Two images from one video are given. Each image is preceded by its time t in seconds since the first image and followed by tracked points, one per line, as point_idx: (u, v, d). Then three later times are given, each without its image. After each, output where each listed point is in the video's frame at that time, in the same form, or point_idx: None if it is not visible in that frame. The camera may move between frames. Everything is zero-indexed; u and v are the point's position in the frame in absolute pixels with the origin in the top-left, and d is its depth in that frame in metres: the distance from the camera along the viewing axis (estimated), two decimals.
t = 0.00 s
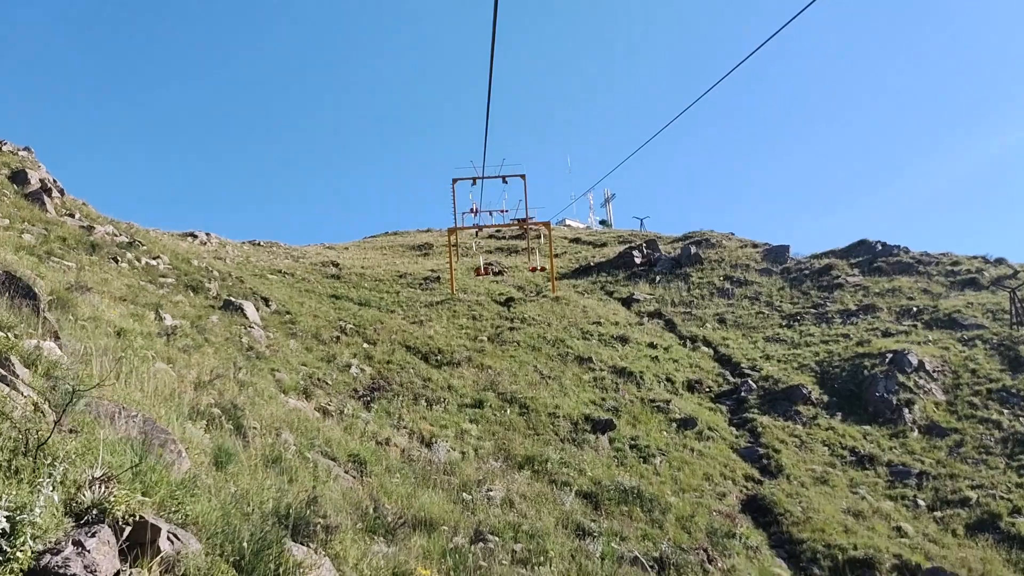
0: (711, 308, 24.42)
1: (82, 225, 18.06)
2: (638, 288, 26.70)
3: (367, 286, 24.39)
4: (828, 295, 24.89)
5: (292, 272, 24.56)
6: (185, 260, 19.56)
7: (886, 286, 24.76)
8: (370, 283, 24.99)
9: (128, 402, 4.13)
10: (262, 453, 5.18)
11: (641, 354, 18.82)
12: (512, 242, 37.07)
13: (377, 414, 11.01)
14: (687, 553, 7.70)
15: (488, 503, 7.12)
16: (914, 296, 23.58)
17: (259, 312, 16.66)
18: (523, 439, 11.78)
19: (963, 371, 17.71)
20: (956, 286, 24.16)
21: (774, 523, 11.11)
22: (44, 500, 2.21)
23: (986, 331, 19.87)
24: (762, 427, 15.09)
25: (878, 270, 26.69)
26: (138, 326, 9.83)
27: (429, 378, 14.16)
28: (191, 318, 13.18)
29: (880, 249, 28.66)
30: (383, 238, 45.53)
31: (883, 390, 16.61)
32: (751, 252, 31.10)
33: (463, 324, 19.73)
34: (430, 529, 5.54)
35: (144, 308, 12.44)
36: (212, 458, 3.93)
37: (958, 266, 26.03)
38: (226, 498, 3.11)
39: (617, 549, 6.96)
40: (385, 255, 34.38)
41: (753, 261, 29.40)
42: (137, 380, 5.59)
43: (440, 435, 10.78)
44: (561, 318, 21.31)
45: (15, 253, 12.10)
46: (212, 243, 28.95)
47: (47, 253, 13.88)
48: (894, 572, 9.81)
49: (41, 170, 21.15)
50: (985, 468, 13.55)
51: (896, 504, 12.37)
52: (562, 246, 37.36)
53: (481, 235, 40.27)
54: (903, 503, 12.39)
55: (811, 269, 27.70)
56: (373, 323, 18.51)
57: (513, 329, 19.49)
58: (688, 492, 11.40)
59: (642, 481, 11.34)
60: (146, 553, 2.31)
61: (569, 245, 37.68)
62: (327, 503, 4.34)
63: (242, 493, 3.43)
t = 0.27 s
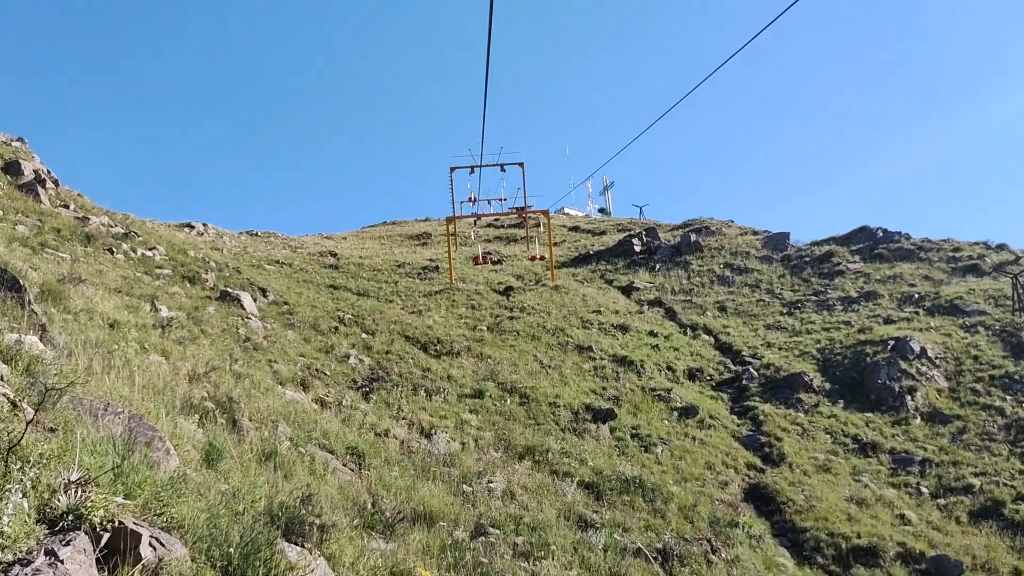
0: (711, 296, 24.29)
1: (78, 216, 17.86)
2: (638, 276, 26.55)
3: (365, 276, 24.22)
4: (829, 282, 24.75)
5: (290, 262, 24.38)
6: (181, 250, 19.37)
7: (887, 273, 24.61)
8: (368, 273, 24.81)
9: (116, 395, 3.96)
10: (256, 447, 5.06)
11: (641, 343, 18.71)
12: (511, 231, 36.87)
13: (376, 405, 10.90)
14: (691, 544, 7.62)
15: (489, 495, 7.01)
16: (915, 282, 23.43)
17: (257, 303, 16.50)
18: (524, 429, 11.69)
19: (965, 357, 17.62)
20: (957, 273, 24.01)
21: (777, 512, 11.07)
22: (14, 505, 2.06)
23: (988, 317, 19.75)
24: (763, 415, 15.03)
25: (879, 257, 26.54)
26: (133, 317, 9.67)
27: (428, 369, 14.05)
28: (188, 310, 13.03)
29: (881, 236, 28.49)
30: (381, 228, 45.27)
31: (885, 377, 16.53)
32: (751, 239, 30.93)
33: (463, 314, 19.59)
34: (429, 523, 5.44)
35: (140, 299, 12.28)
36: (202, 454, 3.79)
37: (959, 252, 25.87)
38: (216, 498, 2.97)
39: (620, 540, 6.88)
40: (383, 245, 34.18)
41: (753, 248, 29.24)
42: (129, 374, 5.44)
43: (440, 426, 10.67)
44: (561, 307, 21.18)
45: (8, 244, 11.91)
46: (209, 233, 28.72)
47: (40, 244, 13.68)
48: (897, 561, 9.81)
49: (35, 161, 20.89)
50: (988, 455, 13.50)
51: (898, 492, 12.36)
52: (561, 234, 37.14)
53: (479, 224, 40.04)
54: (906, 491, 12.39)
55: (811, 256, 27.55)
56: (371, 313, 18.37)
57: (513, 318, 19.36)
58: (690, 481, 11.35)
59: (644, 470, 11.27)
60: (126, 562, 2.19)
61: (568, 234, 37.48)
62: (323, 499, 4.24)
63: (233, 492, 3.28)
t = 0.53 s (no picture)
0: (713, 283, 24.12)
1: (74, 202, 17.65)
2: (639, 263, 26.37)
3: (364, 263, 24.04)
4: (831, 269, 24.55)
5: (288, 249, 24.20)
6: (179, 237, 19.19)
7: (890, 260, 24.40)
8: (367, 260, 24.63)
9: (102, 387, 3.76)
10: (251, 437, 4.94)
11: (643, 330, 18.58)
12: (511, 218, 36.63)
13: (375, 393, 10.79)
14: (695, 534, 7.53)
15: (490, 485, 6.89)
16: (918, 269, 23.22)
17: (255, 290, 16.34)
18: (525, 417, 11.58)
19: (968, 344, 17.49)
20: (961, 259, 23.78)
21: (780, 501, 11.06)
22: None
23: (992, 304, 19.57)
24: (766, 403, 14.94)
25: (881, 243, 26.32)
26: (128, 304, 9.52)
27: (428, 356, 13.92)
28: (185, 297, 12.87)
29: (884, 222, 28.26)
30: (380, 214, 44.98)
31: (889, 364, 16.41)
32: (753, 226, 30.69)
33: (462, 301, 19.44)
34: (428, 515, 5.33)
35: (136, 286, 12.12)
36: (194, 445, 3.69)
37: (962, 238, 25.64)
38: (204, 495, 2.85)
39: (623, 531, 6.78)
40: (383, 231, 33.95)
41: (755, 235, 29.02)
42: (121, 364, 5.29)
43: (440, 414, 10.56)
44: (562, 293, 21.03)
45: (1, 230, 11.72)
46: (207, 219, 28.51)
47: (35, 230, 13.50)
48: (901, 550, 9.81)
49: (30, 146, 20.62)
50: (992, 442, 13.42)
51: (902, 479, 12.34)
52: (562, 221, 36.89)
53: (479, 210, 39.76)
54: (909, 479, 12.34)
55: (813, 242, 27.34)
56: (371, 300, 18.22)
57: (513, 305, 19.21)
58: (693, 470, 11.29)
59: (646, 459, 11.19)
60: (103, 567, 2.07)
61: (568, 221, 37.24)
62: (319, 492, 4.11)
63: (224, 487, 3.16)
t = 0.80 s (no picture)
0: (713, 268, 23.96)
1: (68, 183, 17.38)
2: (639, 247, 26.17)
3: (362, 246, 23.82)
4: (832, 254, 24.36)
5: (286, 232, 23.98)
6: (175, 219, 18.94)
7: (891, 245, 24.19)
8: (365, 243, 24.41)
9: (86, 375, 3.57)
10: (243, 424, 4.82)
11: (642, 315, 18.45)
12: (510, 202, 36.35)
13: (373, 378, 10.69)
14: (696, 522, 7.49)
15: (489, 473, 6.80)
16: (919, 254, 23.01)
17: (252, 273, 16.16)
18: (524, 402, 11.48)
19: (970, 330, 17.38)
20: (962, 245, 23.54)
21: (780, 488, 11.14)
22: None
23: (993, 290, 19.40)
24: (766, 389, 14.88)
25: (883, 229, 26.10)
26: (122, 288, 9.34)
27: (426, 341, 13.79)
28: (180, 280, 12.68)
29: (885, 207, 28.01)
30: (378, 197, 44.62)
31: (890, 350, 16.32)
32: (753, 210, 30.46)
33: (461, 285, 19.28)
34: (426, 506, 5.24)
35: (130, 269, 11.92)
36: (183, 433, 3.57)
37: (964, 224, 25.42)
38: (189, 489, 2.75)
39: (624, 520, 6.71)
40: (381, 215, 33.67)
41: (755, 220, 28.79)
42: (112, 350, 5.14)
43: (438, 399, 10.44)
44: (561, 278, 20.89)
45: None
46: (204, 202, 28.22)
47: (28, 212, 13.26)
48: (902, 538, 9.97)
49: (23, 126, 20.28)
50: (993, 429, 13.40)
51: (902, 466, 12.44)
52: (561, 205, 36.62)
53: (478, 193, 39.44)
54: (910, 466, 12.46)
55: (814, 228, 27.13)
56: (368, 284, 18.05)
57: (512, 290, 19.06)
58: (693, 456, 11.28)
59: (646, 445, 11.14)
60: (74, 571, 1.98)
61: (567, 204, 36.96)
62: (313, 483, 4.00)
63: (212, 479, 3.06)
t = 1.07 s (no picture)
0: (714, 260, 23.81)
1: (65, 175, 17.21)
2: (639, 240, 26.01)
3: (361, 239, 23.66)
4: (834, 246, 24.19)
5: (285, 224, 23.83)
6: (173, 211, 18.79)
7: (893, 237, 23.98)
8: (365, 235, 24.26)
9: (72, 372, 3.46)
10: (238, 420, 4.73)
11: (644, 307, 18.33)
12: (510, 194, 36.15)
13: (373, 372, 10.59)
14: (700, 518, 7.37)
15: (489, 468, 6.69)
16: (921, 247, 22.78)
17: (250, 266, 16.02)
18: (524, 396, 11.37)
19: (973, 323, 17.26)
20: (965, 237, 23.30)
21: (783, 482, 11.11)
22: None
23: (997, 283, 19.19)
24: (768, 382, 14.79)
25: (885, 221, 25.90)
26: (118, 280, 9.21)
27: (426, 333, 13.67)
28: (177, 273, 12.54)
29: (887, 200, 27.81)
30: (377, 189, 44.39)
31: (892, 343, 16.22)
32: (755, 203, 30.27)
33: (461, 278, 19.15)
34: (425, 504, 5.13)
35: (127, 261, 11.78)
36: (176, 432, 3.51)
37: (967, 216, 25.21)
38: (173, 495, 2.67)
39: (627, 516, 6.61)
40: (380, 207, 33.48)
41: (756, 212, 28.61)
42: (105, 345, 5.02)
43: (438, 393, 10.34)
44: (562, 270, 20.76)
45: None
46: (203, 194, 28.04)
47: (24, 204, 13.10)
48: (907, 533, 9.90)
49: (19, 118, 20.07)
50: (997, 423, 13.32)
51: (906, 460, 12.38)
52: (561, 197, 36.42)
53: (477, 186, 39.24)
54: (913, 459, 12.42)
55: (815, 220, 26.95)
56: (368, 276, 17.92)
57: (512, 282, 18.93)
58: (695, 450, 11.23)
59: (648, 439, 11.06)
60: None
61: (568, 197, 36.77)
62: (310, 483, 3.91)
63: (200, 481, 2.98)
